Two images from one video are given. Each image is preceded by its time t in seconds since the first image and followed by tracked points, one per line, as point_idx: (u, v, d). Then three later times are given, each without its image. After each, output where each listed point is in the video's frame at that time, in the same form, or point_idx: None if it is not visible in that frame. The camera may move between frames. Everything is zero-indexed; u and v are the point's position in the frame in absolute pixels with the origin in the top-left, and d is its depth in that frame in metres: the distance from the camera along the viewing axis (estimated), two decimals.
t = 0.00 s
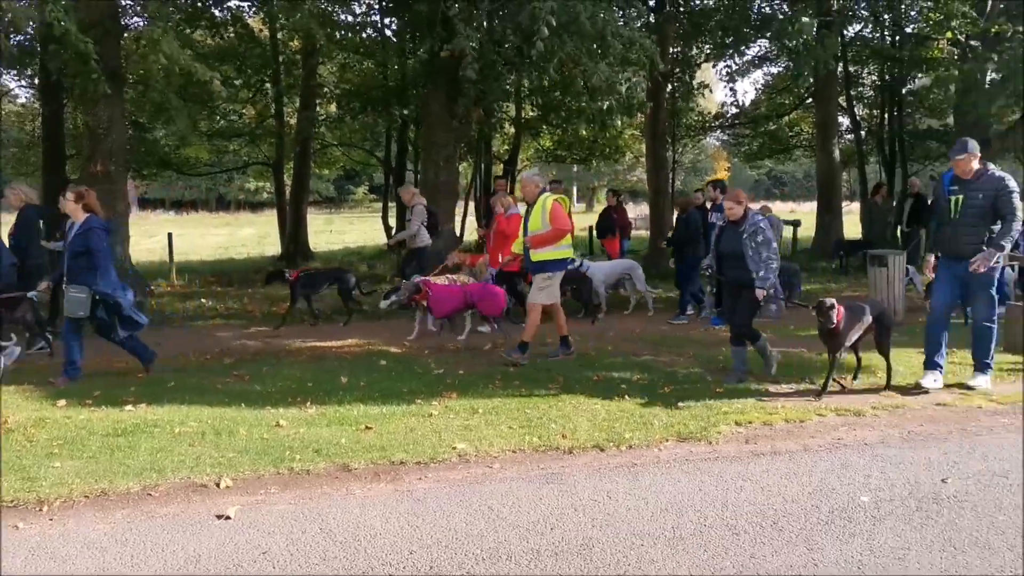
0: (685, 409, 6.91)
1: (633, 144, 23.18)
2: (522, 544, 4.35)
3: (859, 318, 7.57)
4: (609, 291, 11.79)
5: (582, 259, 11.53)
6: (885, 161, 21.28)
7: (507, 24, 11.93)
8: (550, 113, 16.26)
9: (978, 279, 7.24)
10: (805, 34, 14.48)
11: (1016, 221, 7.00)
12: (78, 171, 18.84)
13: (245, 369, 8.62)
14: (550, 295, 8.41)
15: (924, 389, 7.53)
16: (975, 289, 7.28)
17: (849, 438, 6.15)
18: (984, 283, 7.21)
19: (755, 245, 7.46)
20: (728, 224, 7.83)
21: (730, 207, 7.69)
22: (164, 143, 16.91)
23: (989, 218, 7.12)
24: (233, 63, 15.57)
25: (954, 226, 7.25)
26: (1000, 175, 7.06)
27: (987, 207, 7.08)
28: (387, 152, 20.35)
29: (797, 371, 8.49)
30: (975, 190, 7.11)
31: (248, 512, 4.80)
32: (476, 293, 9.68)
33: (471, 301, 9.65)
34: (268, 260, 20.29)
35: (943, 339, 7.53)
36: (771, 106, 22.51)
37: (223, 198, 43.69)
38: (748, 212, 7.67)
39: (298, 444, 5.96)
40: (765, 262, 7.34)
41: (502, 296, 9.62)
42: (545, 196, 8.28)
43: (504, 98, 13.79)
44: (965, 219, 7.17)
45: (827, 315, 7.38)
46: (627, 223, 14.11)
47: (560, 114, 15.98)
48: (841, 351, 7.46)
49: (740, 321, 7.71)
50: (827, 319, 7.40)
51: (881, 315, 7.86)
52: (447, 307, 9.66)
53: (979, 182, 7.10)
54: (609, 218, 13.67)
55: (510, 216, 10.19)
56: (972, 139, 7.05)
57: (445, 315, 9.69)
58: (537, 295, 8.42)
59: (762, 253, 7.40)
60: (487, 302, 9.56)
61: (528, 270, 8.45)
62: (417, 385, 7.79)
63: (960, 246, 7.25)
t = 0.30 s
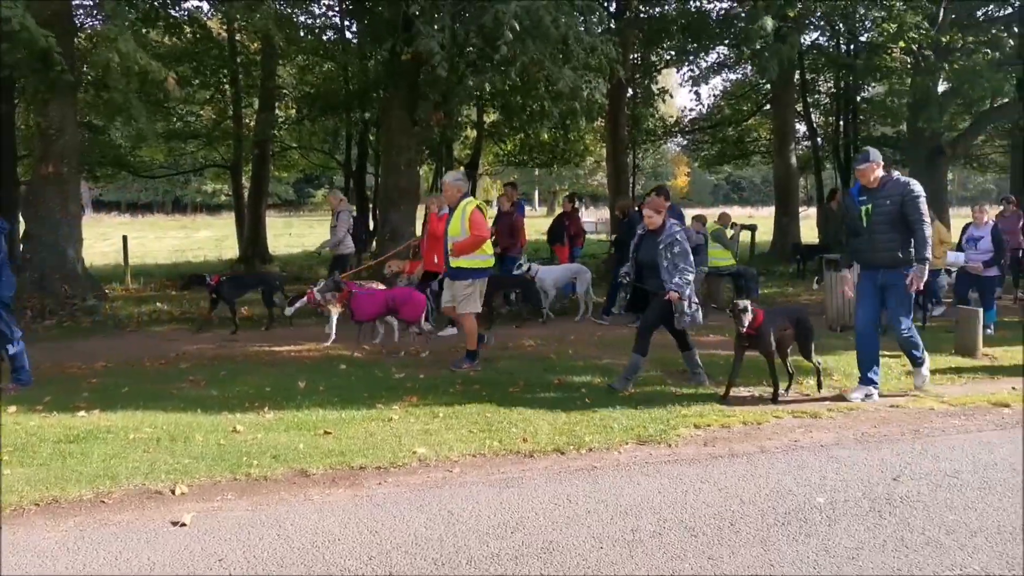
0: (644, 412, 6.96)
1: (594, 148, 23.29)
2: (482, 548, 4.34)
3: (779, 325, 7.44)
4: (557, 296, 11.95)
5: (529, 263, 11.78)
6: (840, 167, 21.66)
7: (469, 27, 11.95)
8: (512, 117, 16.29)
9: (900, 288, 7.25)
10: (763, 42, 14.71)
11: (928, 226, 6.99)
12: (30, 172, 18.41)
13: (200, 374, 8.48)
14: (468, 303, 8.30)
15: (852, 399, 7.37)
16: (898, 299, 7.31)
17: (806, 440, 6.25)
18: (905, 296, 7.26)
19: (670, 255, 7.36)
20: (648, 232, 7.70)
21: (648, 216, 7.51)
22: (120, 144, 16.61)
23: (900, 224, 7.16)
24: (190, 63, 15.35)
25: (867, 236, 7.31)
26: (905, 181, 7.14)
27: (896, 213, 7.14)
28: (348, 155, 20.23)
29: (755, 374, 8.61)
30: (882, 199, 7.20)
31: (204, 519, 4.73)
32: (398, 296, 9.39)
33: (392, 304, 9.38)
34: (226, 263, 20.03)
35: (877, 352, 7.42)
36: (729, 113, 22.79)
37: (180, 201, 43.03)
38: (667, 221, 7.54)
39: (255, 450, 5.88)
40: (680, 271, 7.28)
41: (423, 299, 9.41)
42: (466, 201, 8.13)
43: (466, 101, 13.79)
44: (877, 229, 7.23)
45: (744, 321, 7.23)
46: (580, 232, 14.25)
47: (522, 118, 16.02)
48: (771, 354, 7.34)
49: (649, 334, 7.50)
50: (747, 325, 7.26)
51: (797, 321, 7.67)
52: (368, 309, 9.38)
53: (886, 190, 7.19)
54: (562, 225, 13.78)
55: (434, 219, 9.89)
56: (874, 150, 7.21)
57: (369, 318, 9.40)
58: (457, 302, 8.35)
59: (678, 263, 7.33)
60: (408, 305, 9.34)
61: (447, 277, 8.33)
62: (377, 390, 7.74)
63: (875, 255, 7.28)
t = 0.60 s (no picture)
0: (624, 416, 6.97)
1: (576, 153, 23.34)
2: (461, 554, 4.32)
3: (720, 329, 7.43)
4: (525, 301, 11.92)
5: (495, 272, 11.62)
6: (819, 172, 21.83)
7: (451, 31, 11.96)
8: (494, 121, 16.32)
9: (842, 291, 7.08)
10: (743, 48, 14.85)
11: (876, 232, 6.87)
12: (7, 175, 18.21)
13: (178, 379, 8.40)
14: (418, 311, 8.31)
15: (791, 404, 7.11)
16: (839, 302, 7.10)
17: (785, 444, 6.28)
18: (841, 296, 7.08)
19: (601, 251, 7.24)
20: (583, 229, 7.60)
21: (583, 212, 7.43)
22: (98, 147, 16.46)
23: (846, 230, 7.03)
24: (169, 65, 15.24)
25: (810, 239, 7.16)
26: (851, 185, 6.99)
27: (840, 218, 7.01)
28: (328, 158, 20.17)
29: (735, 378, 8.65)
30: (827, 202, 7.04)
31: (181, 525, 4.68)
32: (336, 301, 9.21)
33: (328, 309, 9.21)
34: (205, 267, 19.88)
35: (825, 356, 7.19)
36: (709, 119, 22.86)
37: (158, 205, 42.72)
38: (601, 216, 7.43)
39: (233, 455, 5.84)
40: (610, 270, 7.16)
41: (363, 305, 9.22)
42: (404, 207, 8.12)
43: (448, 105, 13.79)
44: (821, 233, 7.08)
45: (680, 328, 7.24)
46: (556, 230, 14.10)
47: (503, 122, 16.05)
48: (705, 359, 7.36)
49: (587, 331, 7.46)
50: (681, 332, 7.26)
51: (740, 328, 7.58)
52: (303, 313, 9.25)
53: (830, 195, 7.04)
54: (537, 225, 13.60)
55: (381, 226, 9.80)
56: (820, 153, 7.04)
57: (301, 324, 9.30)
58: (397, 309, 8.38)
59: (609, 262, 7.20)
60: (346, 310, 9.17)
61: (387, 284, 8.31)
62: (357, 395, 7.70)
63: (819, 259, 7.14)
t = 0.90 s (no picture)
0: (612, 420, 6.98)
1: (564, 156, 23.36)
2: (449, 559, 4.31)
3: (663, 335, 7.17)
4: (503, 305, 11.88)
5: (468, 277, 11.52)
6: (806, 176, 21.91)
7: (440, 34, 11.98)
8: (482, 125, 16.34)
9: (785, 299, 6.82)
10: (732, 52, 14.93)
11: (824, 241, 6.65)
12: None
13: (164, 383, 8.36)
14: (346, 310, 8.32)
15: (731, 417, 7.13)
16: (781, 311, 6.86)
17: (772, 447, 6.30)
18: (786, 302, 6.81)
19: (552, 262, 7.27)
20: (533, 238, 7.52)
21: (532, 219, 7.36)
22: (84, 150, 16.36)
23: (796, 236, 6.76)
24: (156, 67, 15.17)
25: (759, 240, 6.89)
26: (807, 190, 6.67)
27: (791, 222, 6.71)
28: (317, 161, 20.13)
29: (724, 381, 8.67)
30: (781, 204, 6.74)
31: (166, 530, 4.65)
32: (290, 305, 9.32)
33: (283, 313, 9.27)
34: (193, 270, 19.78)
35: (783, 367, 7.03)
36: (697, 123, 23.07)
37: (146, 208, 42.49)
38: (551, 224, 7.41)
39: (220, 460, 5.80)
40: (560, 281, 7.19)
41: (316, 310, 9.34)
42: (352, 204, 8.11)
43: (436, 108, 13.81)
44: (769, 236, 6.80)
45: (623, 340, 7.05)
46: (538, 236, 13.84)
47: (492, 125, 16.08)
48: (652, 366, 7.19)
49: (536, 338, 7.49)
50: (625, 342, 7.07)
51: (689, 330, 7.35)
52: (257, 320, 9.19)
53: (783, 197, 6.73)
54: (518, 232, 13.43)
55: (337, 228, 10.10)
56: (781, 152, 6.63)
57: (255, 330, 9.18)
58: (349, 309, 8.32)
59: (558, 273, 7.24)
60: (301, 315, 9.28)
61: (338, 281, 8.34)
62: (344, 399, 7.68)
63: (766, 261, 6.87)
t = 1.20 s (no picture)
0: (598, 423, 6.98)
1: (553, 160, 23.37)
2: (436, 563, 4.29)
3: (595, 340, 7.07)
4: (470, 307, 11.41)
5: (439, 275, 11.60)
6: (793, 179, 22.00)
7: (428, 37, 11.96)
8: (470, 128, 16.34)
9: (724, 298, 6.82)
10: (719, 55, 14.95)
11: (758, 235, 6.59)
12: None
13: (149, 388, 8.31)
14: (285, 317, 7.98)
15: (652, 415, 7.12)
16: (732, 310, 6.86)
17: (760, 449, 6.31)
18: (738, 305, 6.80)
19: (488, 258, 7.24)
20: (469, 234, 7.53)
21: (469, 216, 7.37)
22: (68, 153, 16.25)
23: (731, 231, 6.76)
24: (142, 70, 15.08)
25: (698, 240, 6.92)
26: (742, 184, 6.69)
27: (727, 218, 6.74)
28: (304, 164, 20.07)
29: (710, 384, 8.69)
30: (716, 201, 6.78)
31: (151, 536, 4.62)
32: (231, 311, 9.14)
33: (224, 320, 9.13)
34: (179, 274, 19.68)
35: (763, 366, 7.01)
36: (684, 127, 23.17)
37: (131, 211, 42.23)
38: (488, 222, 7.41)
39: (205, 465, 5.76)
40: (496, 277, 7.18)
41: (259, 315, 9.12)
42: (294, 212, 7.78)
43: (423, 111, 13.80)
44: (707, 233, 6.83)
45: (547, 352, 6.90)
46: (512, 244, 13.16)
47: (480, 129, 16.08)
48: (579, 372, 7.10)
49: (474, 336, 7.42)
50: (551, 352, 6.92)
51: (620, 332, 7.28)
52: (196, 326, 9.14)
53: (719, 191, 6.78)
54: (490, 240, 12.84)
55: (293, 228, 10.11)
56: (715, 147, 6.75)
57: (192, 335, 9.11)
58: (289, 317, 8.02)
59: (494, 269, 7.22)
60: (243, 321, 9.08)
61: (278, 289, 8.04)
62: (331, 403, 7.65)
63: (706, 262, 6.88)
